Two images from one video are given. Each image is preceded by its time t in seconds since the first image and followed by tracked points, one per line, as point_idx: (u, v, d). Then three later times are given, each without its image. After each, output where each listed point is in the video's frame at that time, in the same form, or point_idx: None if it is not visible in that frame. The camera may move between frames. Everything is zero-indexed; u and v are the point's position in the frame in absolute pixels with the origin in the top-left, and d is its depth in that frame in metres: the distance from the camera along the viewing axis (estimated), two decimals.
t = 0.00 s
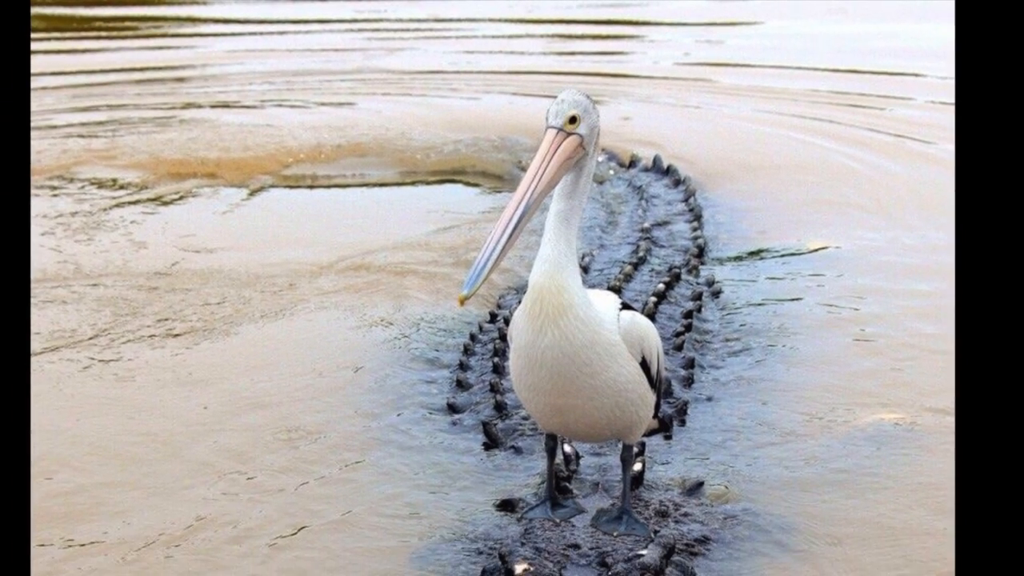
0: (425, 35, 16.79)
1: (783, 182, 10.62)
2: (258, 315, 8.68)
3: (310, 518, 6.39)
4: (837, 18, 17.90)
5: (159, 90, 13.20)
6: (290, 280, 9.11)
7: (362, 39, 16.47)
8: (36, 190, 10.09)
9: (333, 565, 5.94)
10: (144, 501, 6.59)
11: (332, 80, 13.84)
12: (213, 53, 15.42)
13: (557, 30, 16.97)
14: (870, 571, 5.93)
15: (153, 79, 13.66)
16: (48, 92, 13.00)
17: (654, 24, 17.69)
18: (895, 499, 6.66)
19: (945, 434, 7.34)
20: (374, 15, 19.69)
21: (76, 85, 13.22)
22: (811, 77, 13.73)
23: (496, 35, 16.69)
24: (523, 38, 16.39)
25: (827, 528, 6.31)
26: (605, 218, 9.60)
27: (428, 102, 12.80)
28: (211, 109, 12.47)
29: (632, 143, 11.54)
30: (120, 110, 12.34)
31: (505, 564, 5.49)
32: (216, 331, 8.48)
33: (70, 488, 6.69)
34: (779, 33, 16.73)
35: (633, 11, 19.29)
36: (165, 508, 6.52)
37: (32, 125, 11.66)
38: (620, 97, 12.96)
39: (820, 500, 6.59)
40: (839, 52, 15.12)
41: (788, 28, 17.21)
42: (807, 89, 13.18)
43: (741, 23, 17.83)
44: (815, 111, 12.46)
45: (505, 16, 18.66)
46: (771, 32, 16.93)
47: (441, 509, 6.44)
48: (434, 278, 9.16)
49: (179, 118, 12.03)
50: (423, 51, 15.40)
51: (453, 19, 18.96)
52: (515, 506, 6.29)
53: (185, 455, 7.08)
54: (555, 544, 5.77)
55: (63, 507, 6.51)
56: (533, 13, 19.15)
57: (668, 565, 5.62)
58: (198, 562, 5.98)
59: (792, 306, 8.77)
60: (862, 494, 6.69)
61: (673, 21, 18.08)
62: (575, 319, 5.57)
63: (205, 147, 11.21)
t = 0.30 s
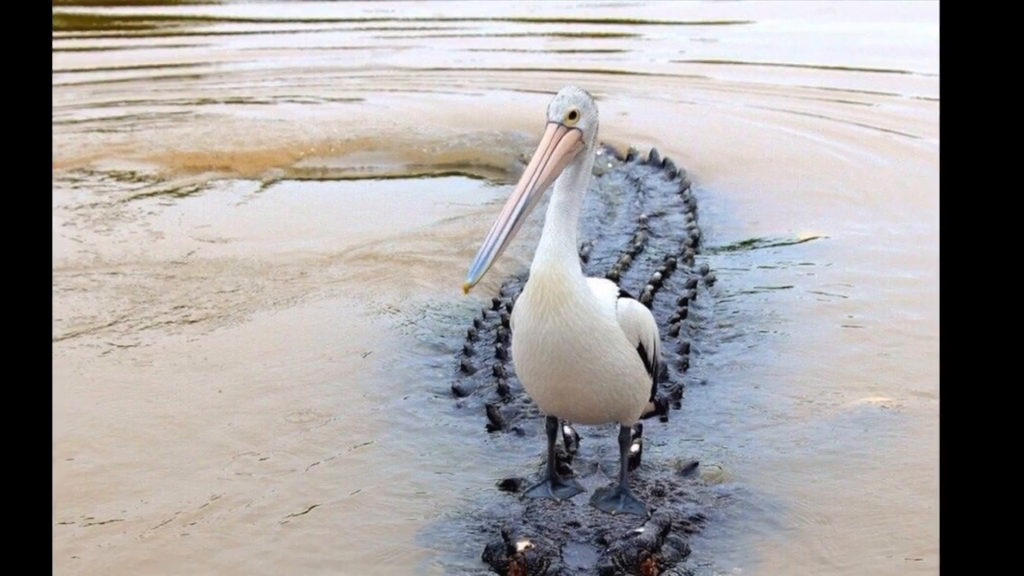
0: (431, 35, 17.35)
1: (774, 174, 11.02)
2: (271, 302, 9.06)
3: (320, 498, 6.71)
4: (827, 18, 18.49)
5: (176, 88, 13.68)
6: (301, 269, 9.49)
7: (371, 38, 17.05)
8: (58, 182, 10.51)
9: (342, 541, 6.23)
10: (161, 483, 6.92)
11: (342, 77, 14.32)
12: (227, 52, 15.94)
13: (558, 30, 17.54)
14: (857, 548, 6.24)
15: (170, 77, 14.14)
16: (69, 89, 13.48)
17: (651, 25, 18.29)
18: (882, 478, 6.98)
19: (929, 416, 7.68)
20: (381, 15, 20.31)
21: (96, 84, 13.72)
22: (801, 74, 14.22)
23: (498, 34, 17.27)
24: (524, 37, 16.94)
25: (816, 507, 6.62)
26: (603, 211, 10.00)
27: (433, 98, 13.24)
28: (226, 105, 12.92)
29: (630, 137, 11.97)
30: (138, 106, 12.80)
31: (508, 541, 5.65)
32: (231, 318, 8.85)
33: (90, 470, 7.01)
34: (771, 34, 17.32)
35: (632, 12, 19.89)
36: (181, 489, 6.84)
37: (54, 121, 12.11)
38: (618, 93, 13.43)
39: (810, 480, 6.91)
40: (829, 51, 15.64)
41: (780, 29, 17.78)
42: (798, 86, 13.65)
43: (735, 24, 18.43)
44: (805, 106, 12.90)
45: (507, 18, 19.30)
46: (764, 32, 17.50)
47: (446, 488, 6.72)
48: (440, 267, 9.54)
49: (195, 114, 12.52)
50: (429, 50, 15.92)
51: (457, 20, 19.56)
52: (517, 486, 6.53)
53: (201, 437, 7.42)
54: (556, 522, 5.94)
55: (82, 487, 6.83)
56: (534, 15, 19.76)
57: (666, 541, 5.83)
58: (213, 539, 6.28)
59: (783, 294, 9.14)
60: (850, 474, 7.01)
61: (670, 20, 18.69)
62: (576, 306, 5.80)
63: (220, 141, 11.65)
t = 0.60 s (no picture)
0: (437, 35, 17.93)
1: (766, 167, 11.45)
2: (283, 291, 9.43)
3: (329, 479, 7.02)
4: (818, 18, 19.10)
5: (191, 83, 14.14)
6: (311, 258, 9.88)
7: (379, 37, 17.66)
8: (78, 174, 10.93)
9: (351, 520, 6.55)
10: (177, 463, 7.22)
11: (350, 74, 14.79)
12: (240, 50, 16.45)
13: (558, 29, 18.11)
14: (846, 526, 6.53)
15: (185, 74, 14.61)
16: (88, 85, 13.96)
17: (649, 24, 18.91)
18: (870, 459, 7.29)
19: (915, 400, 8.02)
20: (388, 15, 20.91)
21: (114, 80, 14.19)
22: (792, 71, 14.74)
23: (501, 33, 17.87)
24: (526, 36, 17.51)
25: (806, 488, 6.92)
26: (602, 203, 10.42)
27: (439, 94, 13.70)
28: (239, 100, 13.37)
29: (628, 132, 12.42)
30: (155, 102, 13.26)
31: (510, 522, 5.99)
32: (244, 306, 9.22)
33: (109, 451, 7.34)
34: (764, 33, 17.90)
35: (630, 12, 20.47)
36: (196, 469, 7.15)
37: (74, 116, 12.56)
38: (617, 89, 13.92)
39: (800, 461, 7.22)
40: (819, 49, 16.18)
41: (774, 28, 18.35)
42: (789, 82, 14.15)
43: (729, 23, 19.01)
44: (796, 102, 13.39)
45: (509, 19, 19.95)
46: (758, 31, 18.07)
47: (451, 470, 7.04)
48: (445, 257, 9.93)
49: (210, 109, 12.92)
50: (435, 48, 16.50)
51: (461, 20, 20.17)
52: (519, 468, 6.88)
53: (216, 419, 7.75)
54: (557, 503, 6.30)
55: (101, 468, 7.15)
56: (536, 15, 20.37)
57: (661, 520, 6.15)
58: (227, 518, 6.59)
59: (775, 283, 9.51)
60: (839, 455, 7.32)
61: (668, 20, 19.33)
62: (575, 295, 6.08)
63: (234, 135, 12.08)
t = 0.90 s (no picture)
0: (442, 35, 18.54)
1: (758, 161, 11.94)
2: (293, 280, 9.80)
3: (338, 461, 7.30)
4: (806, 19, 19.81)
5: (205, 81, 14.62)
6: (320, 249, 10.28)
7: (386, 36, 18.24)
8: (97, 168, 11.37)
9: (359, 501, 6.79)
10: (191, 446, 7.50)
11: (358, 72, 15.30)
12: (253, 48, 17.00)
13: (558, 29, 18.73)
14: (835, 506, 6.77)
15: (200, 72, 15.09)
16: (107, 83, 14.48)
17: (645, 23, 19.58)
18: (858, 443, 7.56)
19: (902, 384, 8.34)
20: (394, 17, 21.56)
21: (132, 78, 14.69)
22: (783, 69, 15.34)
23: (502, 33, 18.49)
24: (527, 35, 18.12)
25: (798, 470, 7.17)
26: (601, 195, 10.85)
27: (444, 91, 14.21)
28: (252, 97, 13.86)
29: (626, 127, 12.92)
30: (171, 98, 13.75)
31: (513, 501, 6.09)
32: (256, 294, 9.59)
33: (127, 434, 7.64)
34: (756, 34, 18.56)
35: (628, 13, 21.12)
36: (210, 452, 7.43)
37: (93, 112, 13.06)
38: (615, 87, 14.48)
39: (792, 444, 7.49)
40: (810, 49, 16.74)
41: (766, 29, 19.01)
42: (781, 80, 14.71)
43: (723, 25, 19.69)
44: (786, 98, 13.94)
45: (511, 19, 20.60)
46: (751, 33, 18.73)
47: (456, 452, 7.33)
48: (450, 247, 10.31)
49: (223, 106, 13.44)
50: (440, 47, 17.10)
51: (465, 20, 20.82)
52: (521, 450, 7.13)
53: (229, 403, 8.07)
54: (557, 484, 6.48)
55: (118, 450, 7.44)
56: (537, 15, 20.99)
57: (658, 501, 6.31)
58: (240, 499, 6.85)
59: (767, 273, 9.88)
60: (829, 438, 7.59)
61: (663, 21, 19.99)
62: (575, 284, 6.39)
63: (247, 131, 12.55)
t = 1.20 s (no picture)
0: (448, 33, 18.93)
1: (751, 155, 12.33)
2: (303, 270, 10.18)
3: (346, 444, 7.67)
4: (798, 19, 20.26)
5: (217, 77, 15.01)
6: (330, 240, 10.66)
7: (392, 35, 18.64)
8: (114, 162, 11.76)
9: (367, 484, 7.14)
10: (205, 430, 7.86)
11: (365, 69, 15.69)
12: (263, 46, 17.40)
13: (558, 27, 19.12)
14: (825, 488, 7.12)
15: (213, 69, 15.48)
16: (122, 80, 14.88)
17: (644, 22, 20.00)
18: (847, 428, 7.92)
19: (890, 371, 8.70)
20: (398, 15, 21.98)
21: (147, 74, 15.10)
22: (777, 66, 15.73)
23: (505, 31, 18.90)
24: (528, 33, 18.53)
25: (790, 453, 7.53)
26: (599, 188, 11.24)
27: (448, 87, 14.60)
28: (263, 93, 14.25)
29: (624, 123, 13.31)
30: (185, 94, 14.15)
31: (515, 483, 6.42)
32: (267, 284, 9.97)
33: (143, 419, 8.00)
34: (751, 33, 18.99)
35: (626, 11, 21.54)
36: (224, 435, 7.80)
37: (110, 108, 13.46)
38: (613, 83, 14.87)
39: (784, 428, 7.85)
40: (802, 47, 17.16)
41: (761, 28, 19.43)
42: (774, 77, 15.11)
43: (719, 25, 20.12)
44: (779, 94, 14.33)
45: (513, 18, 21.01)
46: (746, 32, 19.15)
47: (460, 436, 7.70)
48: (454, 238, 10.68)
49: (235, 101, 13.84)
50: (444, 44, 17.50)
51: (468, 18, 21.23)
52: (522, 434, 7.51)
53: (242, 389, 8.44)
54: (558, 466, 6.79)
55: (135, 434, 7.80)
56: (539, 15, 21.42)
57: (654, 483, 6.63)
58: (252, 481, 7.21)
59: (761, 263, 10.26)
60: (820, 423, 7.96)
61: (661, 20, 20.42)
62: (574, 274, 6.75)
63: (258, 127, 12.95)
